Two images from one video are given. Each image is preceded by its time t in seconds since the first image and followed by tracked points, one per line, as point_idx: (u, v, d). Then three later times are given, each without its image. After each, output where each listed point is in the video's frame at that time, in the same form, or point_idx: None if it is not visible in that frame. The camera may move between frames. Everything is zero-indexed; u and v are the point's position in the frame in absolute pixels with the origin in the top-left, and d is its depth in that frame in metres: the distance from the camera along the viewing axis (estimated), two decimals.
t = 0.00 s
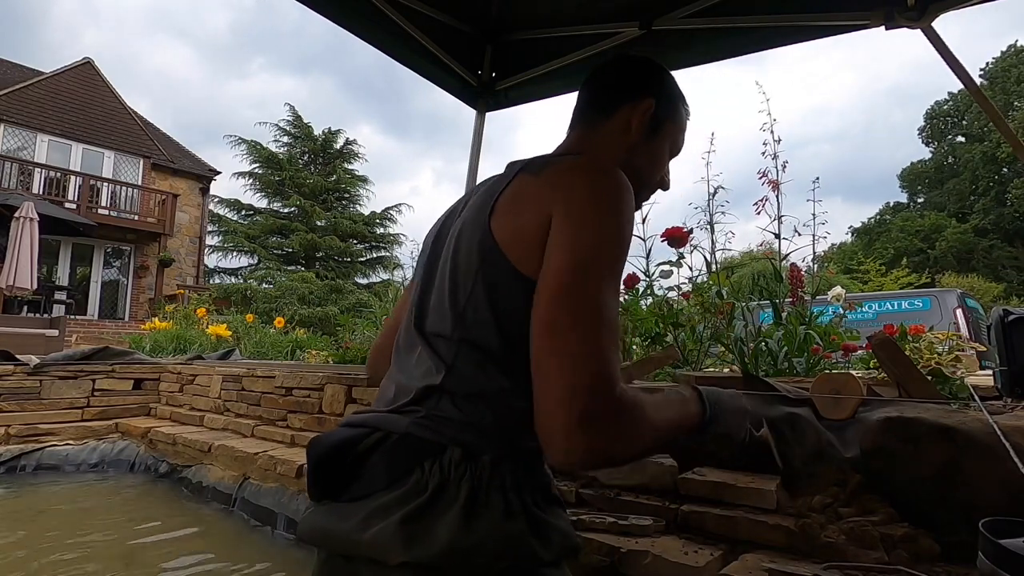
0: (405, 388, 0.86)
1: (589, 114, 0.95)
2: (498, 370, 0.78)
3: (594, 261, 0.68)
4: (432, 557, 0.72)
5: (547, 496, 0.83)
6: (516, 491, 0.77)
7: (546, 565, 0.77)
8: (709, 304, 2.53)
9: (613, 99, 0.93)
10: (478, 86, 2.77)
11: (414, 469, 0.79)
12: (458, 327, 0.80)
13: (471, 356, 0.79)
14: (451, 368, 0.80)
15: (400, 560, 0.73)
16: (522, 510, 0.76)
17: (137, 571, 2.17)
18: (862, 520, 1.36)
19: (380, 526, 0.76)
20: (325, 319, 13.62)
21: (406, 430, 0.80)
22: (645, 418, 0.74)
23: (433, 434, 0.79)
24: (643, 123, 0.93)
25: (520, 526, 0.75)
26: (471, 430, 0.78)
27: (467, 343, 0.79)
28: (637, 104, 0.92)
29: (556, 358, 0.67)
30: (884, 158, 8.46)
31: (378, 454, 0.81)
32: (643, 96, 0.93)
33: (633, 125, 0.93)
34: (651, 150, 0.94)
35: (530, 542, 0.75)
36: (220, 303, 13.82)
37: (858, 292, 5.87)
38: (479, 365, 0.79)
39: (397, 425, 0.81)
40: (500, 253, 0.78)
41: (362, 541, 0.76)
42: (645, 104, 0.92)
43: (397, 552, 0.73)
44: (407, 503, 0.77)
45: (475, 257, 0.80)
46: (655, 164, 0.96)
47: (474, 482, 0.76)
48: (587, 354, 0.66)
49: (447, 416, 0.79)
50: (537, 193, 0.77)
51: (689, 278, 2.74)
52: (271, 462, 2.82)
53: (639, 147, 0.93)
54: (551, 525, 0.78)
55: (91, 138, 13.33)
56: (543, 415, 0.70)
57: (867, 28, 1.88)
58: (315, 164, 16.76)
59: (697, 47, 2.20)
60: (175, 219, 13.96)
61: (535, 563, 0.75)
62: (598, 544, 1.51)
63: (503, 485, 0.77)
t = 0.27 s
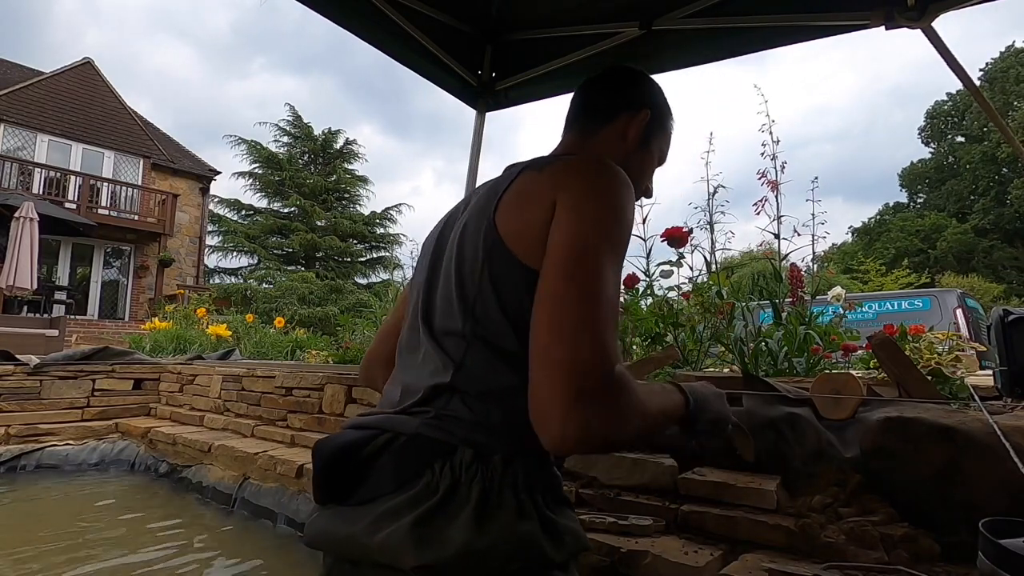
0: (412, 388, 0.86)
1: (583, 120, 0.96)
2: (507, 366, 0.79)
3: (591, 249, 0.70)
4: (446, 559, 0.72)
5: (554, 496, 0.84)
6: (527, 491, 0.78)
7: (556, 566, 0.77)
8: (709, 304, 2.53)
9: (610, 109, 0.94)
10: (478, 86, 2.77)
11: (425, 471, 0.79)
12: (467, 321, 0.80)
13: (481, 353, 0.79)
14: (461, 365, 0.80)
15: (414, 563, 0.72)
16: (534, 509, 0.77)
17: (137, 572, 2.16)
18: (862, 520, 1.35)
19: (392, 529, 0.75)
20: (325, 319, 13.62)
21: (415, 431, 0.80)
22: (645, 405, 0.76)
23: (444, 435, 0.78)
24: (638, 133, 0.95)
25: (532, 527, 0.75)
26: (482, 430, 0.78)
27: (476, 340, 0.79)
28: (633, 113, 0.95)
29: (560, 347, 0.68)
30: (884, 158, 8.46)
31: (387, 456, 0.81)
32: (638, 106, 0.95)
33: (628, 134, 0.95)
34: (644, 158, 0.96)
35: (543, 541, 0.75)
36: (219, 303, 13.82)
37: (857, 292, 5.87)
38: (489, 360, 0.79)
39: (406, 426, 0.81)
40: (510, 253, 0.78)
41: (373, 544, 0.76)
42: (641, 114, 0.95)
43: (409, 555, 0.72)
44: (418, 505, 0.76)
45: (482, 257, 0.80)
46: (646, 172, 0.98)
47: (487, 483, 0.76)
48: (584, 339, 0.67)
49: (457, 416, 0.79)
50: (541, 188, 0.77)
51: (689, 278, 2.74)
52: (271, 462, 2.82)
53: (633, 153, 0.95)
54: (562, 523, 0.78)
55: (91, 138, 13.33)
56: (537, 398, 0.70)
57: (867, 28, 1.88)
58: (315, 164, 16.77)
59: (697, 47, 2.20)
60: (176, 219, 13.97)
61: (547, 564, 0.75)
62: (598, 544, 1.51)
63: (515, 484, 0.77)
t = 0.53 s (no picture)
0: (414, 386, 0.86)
1: (583, 123, 0.96)
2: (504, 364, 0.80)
3: (588, 236, 0.70)
4: (452, 556, 0.71)
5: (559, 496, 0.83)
6: (532, 491, 0.77)
7: (560, 567, 0.76)
8: (709, 304, 2.54)
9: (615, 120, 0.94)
10: (478, 86, 2.77)
11: (428, 470, 0.79)
12: (470, 320, 0.80)
13: (482, 353, 0.80)
14: (462, 364, 0.80)
15: (420, 560, 0.72)
16: (538, 507, 0.76)
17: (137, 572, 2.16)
18: (862, 520, 1.35)
19: (396, 528, 0.75)
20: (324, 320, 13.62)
21: (418, 431, 0.79)
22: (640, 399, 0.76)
23: (447, 434, 0.78)
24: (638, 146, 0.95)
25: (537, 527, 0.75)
26: (486, 428, 0.78)
27: (477, 340, 0.80)
28: (636, 125, 0.95)
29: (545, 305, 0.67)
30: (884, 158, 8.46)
31: (390, 456, 0.81)
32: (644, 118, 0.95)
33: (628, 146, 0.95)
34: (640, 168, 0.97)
35: (547, 541, 0.74)
36: (219, 303, 13.83)
37: (857, 291, 5.87)
38: (488, 359, 0.80)
39: (408, 427, 0.81)
40: (510, 253, 0.79)
41: (378, 543, 0.75)
42: (643, 129, 0.95)
43: (415, 553, 0.72)
44: (421, 503, 0.76)
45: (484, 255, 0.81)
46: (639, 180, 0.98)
47: (491, 481, 0.76)
48: (581, 316, 0.66)
49: (459, 417, 0.79)
50: (542, 188, 0.78)
51: (689, 278, 2.74)
52: (271, 462, 2.82)
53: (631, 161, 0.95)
54: (566, 523, 0.78)
55: (91, 138, 13.33)
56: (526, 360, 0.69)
57: (867, 28, 1.88)
58: (315, 164, 16.77)
59: (697, 47, 2.20)
60: (175, 219, 13.96)
61: (552, 563, 0.75)
62: (598, 545, 1.50)
63: (520, 483, 0.77)
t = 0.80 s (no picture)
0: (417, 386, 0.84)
1: (588, 126, 0.95)
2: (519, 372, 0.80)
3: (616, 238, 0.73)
4: (459, 558, 0.71)
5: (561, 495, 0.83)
6: (536, 492, 0.77)
7: (564, 567, 0.76)
8: (709, 304, 2.54)
9: (620, 134, 0.94)
10: (478, 86, 2.77)
11: (434, 470, 0.78)
12: (495, 329, 0.80)
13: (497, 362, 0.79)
14: (479, 376, 0.79)
15: (428, 560, 0.72)
16: (542, 508, 0.76)
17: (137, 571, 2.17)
18: (861, 520, 1.35)
19: (402, 528, 0.75)
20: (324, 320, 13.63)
21: (423, 431, 0.78)
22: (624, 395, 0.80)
23: (452, 435, 0.77)
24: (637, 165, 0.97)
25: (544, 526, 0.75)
26: (494, 430, 0.77)
27: (498, 349, 0.79)
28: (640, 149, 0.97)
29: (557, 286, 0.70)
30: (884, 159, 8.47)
31: (394, 455, 0.80)
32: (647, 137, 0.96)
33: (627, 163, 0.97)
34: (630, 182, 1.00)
35: (551, 541, 0.74)
36: (219, 303, 13.83)
37: (857, 291, 5.85)
38: (505, 367, 0.80)
39: (413, 427, 0.79)
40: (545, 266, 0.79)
41: (383, 544, 0.75)
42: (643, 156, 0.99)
43: (422, 553, 0.72)
44: (427, 503, 0.76)
45: (500, 258, 0.81)
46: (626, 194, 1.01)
47: (497, 482, 0.75)
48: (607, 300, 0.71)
49: (465, 417, 0.78)
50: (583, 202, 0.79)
51: (689, 278, 2.76)
52: (271, 462, 2.82)
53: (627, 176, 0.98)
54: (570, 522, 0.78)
55: (91, 138, 13.32)
56: (531, 328, 0.70)
57: (867, 28, 1.88)
58: (315, 164, 16.77)
59: (696, 47, 2.20)
60: (175, 219, 13.96)
61: (555, 564, 0.75)
62: (598, 545, 1.50)
63: (524, 484, 0.76)
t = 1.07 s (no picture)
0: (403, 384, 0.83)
1: (537, 129, 0.97)
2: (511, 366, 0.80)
3: (606, 241, 0.76)
4: (459, 548, 0.72)
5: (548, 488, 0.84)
6: (528, 484, 0.78)
7: (554, 555, 0.78)
8: (709, 304, 2.54)
9: (573, 137, 0.97)
10: (478, 86, 2.77)
11: (429, 464, 0.78)
12: (489, 330, 0.78)
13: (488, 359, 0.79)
14: (473, 375, 0.78)
15: (427, 551, 0.72)
16: (533, 500, 0.77)
17: (137, 571, 2.17)
18: (862, 520, 1.35)
19: (400, 521, 0.74)
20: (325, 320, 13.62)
21: (419, 426, 0.78)
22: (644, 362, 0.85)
23: (448, 429, 0.77)
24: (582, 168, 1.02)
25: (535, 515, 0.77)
26: (489, 425, 0.78)
27: (492, 347, 0.79)
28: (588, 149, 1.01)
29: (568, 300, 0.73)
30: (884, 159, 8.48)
31: (388, 450, 0.80)
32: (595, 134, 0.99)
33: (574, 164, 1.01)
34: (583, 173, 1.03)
35: (543, 531, 0.76)
36: (220, 303, 13.84)
37: (857, 291, 5.86)
38: (499, 364, 0.79)
39: (407, 422, 0.79)
40: (537, 268, 0.79)
41: (381, 538, 0.75)
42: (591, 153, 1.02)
43: (422, 544, 0.72)
44: (424, 496, 0.76)
45: (488, 263, 0.80)
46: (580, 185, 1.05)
47: (492, 474, 0.76)
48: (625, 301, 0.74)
49: (460, 414, 0.78)
50: (564, 208, 0.80)
51: (689, 278, 2.77)
52: (271, 462, 2.82)
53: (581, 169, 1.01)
54: (559, 514, 0.79)
55: (91, 138, 13.32)
56: (574, 353, 0.71)
57: (867, 28, 1.88)
58: (315, 164, 16.82)
59: (696, 47, 2.20)
60: (175, 219, 13.96)
61: (547, 553, 0.76)
62: (598, 545, 1.50)
63: (517, 476, 0.77)
